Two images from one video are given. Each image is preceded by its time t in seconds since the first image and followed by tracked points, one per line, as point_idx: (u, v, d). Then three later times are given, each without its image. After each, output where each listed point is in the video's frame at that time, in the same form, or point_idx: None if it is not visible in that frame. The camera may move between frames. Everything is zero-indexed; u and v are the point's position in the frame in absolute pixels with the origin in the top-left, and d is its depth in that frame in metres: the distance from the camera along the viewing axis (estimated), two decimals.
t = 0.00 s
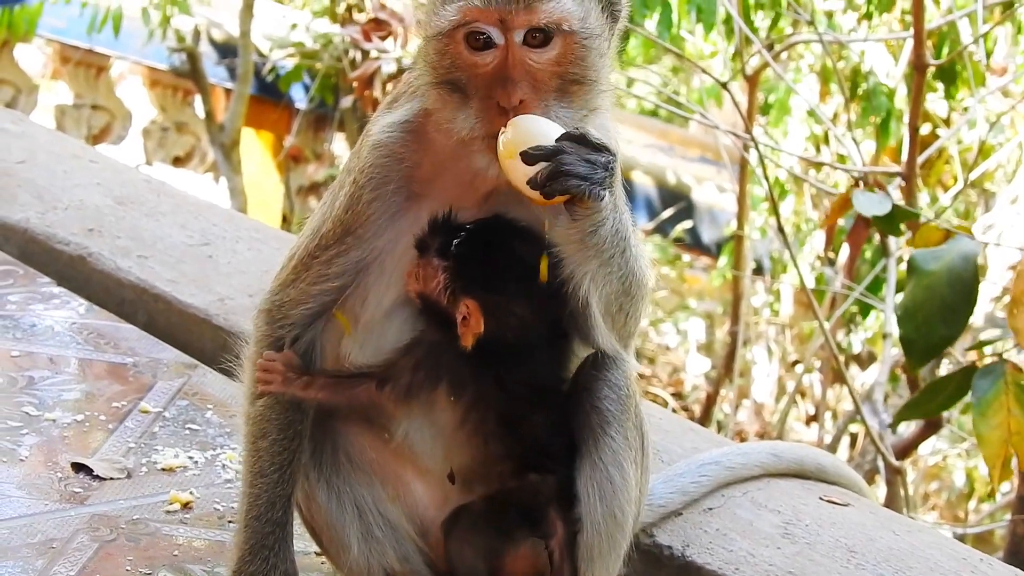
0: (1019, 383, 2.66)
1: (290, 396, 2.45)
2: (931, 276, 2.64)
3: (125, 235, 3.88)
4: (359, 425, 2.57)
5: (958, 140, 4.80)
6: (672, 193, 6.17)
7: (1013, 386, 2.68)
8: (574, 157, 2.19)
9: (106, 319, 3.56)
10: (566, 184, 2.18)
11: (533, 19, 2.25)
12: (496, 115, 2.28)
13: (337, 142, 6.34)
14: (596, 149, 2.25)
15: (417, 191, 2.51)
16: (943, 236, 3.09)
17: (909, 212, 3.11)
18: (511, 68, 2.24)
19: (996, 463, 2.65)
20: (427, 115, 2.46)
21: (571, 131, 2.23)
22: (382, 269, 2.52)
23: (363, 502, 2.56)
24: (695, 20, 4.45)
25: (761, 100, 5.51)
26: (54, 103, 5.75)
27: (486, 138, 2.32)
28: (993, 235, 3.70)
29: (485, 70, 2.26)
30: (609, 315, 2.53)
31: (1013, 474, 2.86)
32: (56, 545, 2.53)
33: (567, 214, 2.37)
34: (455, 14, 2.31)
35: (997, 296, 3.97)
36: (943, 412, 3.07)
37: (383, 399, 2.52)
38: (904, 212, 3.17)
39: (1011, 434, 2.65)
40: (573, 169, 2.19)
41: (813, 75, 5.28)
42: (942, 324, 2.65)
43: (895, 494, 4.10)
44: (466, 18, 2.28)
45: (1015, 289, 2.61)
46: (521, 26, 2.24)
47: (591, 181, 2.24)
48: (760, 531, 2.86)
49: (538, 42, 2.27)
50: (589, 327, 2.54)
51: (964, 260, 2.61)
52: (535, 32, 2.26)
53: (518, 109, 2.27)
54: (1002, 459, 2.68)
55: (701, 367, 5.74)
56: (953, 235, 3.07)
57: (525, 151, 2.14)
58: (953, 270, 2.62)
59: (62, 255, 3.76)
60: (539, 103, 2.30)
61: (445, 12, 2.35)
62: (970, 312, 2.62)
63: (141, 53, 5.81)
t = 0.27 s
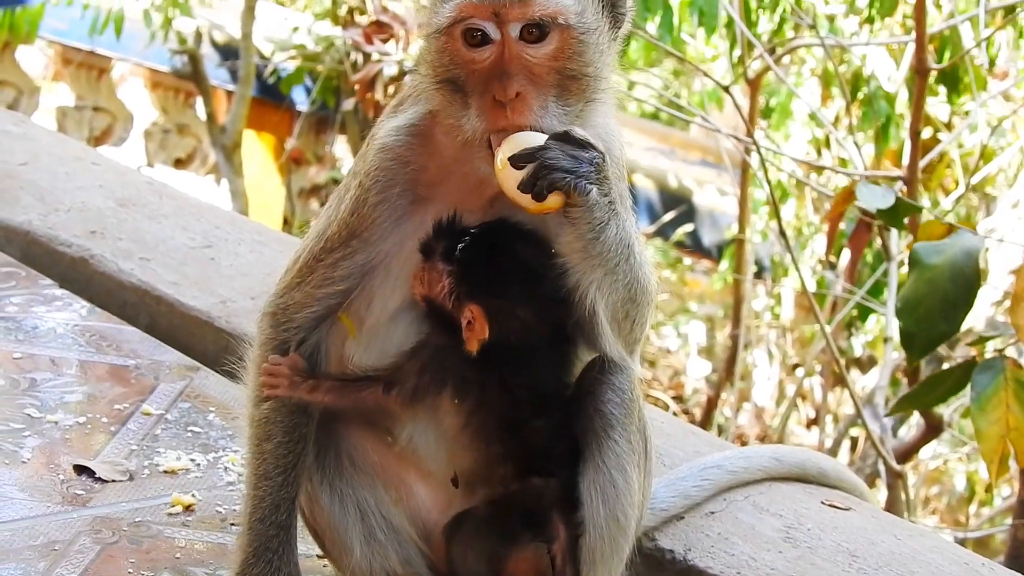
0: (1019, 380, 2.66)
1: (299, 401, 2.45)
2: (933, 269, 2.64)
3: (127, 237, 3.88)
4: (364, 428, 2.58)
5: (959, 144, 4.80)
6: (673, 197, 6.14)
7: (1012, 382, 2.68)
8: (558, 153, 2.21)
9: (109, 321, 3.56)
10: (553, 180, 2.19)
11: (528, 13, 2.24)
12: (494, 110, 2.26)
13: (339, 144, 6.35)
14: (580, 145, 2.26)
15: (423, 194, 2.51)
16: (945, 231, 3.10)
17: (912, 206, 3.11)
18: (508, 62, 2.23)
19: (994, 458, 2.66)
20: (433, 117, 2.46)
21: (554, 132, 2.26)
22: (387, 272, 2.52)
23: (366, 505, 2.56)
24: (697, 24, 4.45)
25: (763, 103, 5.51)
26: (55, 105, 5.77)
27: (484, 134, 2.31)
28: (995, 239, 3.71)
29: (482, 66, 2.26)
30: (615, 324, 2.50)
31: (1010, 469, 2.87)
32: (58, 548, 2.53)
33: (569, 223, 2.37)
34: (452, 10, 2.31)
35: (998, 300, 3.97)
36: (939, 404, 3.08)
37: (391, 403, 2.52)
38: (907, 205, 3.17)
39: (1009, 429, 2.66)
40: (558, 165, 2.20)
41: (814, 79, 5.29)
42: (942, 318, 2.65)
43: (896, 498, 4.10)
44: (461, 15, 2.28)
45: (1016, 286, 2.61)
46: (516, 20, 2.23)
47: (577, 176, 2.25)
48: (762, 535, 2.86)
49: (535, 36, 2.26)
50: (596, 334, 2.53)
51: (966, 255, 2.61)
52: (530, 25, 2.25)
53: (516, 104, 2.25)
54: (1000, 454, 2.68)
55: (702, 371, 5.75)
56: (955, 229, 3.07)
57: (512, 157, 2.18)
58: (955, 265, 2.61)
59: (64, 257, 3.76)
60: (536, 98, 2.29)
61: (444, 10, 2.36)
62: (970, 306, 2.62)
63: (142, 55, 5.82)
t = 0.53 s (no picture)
0: (1019, 380, 2.66)
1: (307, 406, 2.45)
2: (936, 268, 2.64)
3: (128, 239, 3.88)
4: (365, 430, 2.59)
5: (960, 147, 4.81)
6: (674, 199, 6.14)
7: (1012, 383, 2.68)
8: (570, 164, 2.18)
9: (109, 324, 3.56)
10: (563, 192, 2.17)
11: (532, 23, 2.25)
12: (497, 121, 2.28)
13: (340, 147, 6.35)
14: (594, 158, 2.23)
15: (423, 196, 2.51)
16: (947, 230, 3.10)
17: (915, 204, 3.11)
18: (511, 72, 2.24)
19: (992, 458, 2.67)
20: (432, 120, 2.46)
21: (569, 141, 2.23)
22: (389, 274, 2.53)
23: (366, 506, 2.57)
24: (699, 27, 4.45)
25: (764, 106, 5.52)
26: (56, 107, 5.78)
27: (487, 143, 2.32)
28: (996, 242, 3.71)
29: (485, 76, 2.27)
30: (615, 328, 2.50)
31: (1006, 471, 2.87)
32: (59, 549, 2.53)
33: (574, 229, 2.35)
34: (455, 18, 2.30)
35: (999, 303, 3.97)
36: (937, 404, 3.08)
37: (404, 408, 2.53)
38: (909, 204, 3.17)
39: (1008, 430, 2.67)
40: (570, 176, 2.18)
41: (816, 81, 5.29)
42: (944, 317, 2.65)
43: (896, 500, 4.10)
44: (464, 24, 2.28)
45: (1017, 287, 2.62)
46: (520, 31, 2.24)
47: (590, 189, 2.21)
48: (763, 537, 2.86)
49: (539, 46, 2.27)
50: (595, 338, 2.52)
51: (970, 255, 2.61)
52: (534, 35, 2.26)
53: (519, 116, 2.27)
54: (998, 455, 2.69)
55: (703, 374, 5.75)
56: (957, 228, 3.08)
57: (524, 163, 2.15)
58: (959, 264, 2.62)
59: (65, 259, 3.76)
60: (538, 111, 2.31)
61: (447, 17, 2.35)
62: (973, 306, 2.62)
63: (143, 57, 5.82)
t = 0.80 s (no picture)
0: (1019, 385, 2.66)
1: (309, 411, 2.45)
2: (935, 273, 2.64)
3: (127, 242, 3.88)
4: (364, 432, 2.59)
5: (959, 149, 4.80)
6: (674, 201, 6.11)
7: (1012, 388, 2.68)
8: (603, 182, 2.23)
9: (108, 326, 3.56)
10: (593, 209, 2.23)
11: (568, 14, 2.25)
12: (535, 109, 2.28)
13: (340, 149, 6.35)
14: (626, 173, 2.27)
15: (424, 197, 2.49)
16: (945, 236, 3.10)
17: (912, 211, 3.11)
18: (546, 65, 2.24)
19: (996, 464, 2.65)
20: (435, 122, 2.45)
21: (603, 149, 2.25)
22: (389, 277, 2.53)
23: (365, 509, 2.55)
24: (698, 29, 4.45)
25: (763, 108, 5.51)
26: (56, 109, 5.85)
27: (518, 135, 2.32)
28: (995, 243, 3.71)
29: (517, 69, 2.27)
30: (620, 329, 2.54)
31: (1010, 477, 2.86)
32: (57, 552, 2.53)
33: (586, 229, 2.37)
34: (486, 11, 2.29)
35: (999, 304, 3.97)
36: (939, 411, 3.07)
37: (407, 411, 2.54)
38: (907, 211, 3.17)
39: (1011, 435, 2.65)
40: (602, 193, 2.23)
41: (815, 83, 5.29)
42: (944, 323, 2.66)
43: (896, 502, 4.09)
44: (497, 17, 2.27)
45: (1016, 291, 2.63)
46: (557, 22, 2.24)
47: (619, 207, 2.27)
48: (761, 539, 2.86)
49: (570, 39, 2.28)
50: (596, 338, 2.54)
51: (968, 260, 2.62)
52: (568, 27, 2.27)
53: (558, 104, 2.28)
54: (1002, 460, 2.67)
55: (703, 376, 5.75)
56: (955, 233, 3.06)
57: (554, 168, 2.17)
58: (957, 269, 2.62)
59: (64, 262, 3.76)
60: (574, 99, 2.33)
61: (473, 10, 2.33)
62: (973, 311, 2.61)
63: (143, 60, 5.82)
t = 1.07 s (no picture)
0: (1018, 386, 2.66)
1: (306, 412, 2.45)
2: (935, 274, 2.64)
3: (126, 243, 3.88)
4: (363, 434, 2.59)
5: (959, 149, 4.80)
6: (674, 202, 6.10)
7: (1012, 388, 2.68)
8: (644, 264, 2.28)
9: (107, 327, 3.56)
10: (631, 291, 2.29)
11: (581, 45, 2.23)
12: (543, 137, 2.24)
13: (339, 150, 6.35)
14: (668, 255, 2.30)
15: (422, 202, 2.50)
16: (943, 236, 3.10)
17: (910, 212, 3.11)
18: (554, 92, 2.22)
19: (995, 464, 2.66)
20: (433, 126, 2.46)
21: (647, 231, 2.29)
22: (386, 280, 2.52)
23: (365, 511, 2.55)
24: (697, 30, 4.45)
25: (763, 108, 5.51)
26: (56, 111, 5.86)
27: (520, 161, 2.28)
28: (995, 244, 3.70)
29: (526, 93, 2.25)
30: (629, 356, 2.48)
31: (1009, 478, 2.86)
32: (56, 553, 2.53)
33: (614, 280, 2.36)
34: (498, 33, 2.24)
35: (998, 305, 3.96)
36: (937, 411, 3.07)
37: (404, 412, 2.53)
38: (905, 211, 3.18)
39: (1010, 436, 2.66)
40: (641, 276, 2.28)
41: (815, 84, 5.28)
42: (944, 323, 2.65)
43: (896, 504, 4.09)
44: (510, 42, 2.22)
45: (1016, 291, 2.62)
46: (572, 53, 2.23)
47: (657, 288, 2.31)
48: (760, 540, 2.85)
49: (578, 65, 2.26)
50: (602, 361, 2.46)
51: (968, 260, 2.61)
52: (579, 57, 2.25)
53: (565, 135, 2.23)
54: (1001, 460, 2.68)
55: (702, 376, 5.75)
56: (954, 234, 3.05)
57: (595, 244, 2.23)
58: (957, 270, 2.62)
59: (63, 263, 3.77)
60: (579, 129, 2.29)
61: (483, 28, 2.27)
62: (972, 311, 2.61)
63: (143, 61, 5.84)
